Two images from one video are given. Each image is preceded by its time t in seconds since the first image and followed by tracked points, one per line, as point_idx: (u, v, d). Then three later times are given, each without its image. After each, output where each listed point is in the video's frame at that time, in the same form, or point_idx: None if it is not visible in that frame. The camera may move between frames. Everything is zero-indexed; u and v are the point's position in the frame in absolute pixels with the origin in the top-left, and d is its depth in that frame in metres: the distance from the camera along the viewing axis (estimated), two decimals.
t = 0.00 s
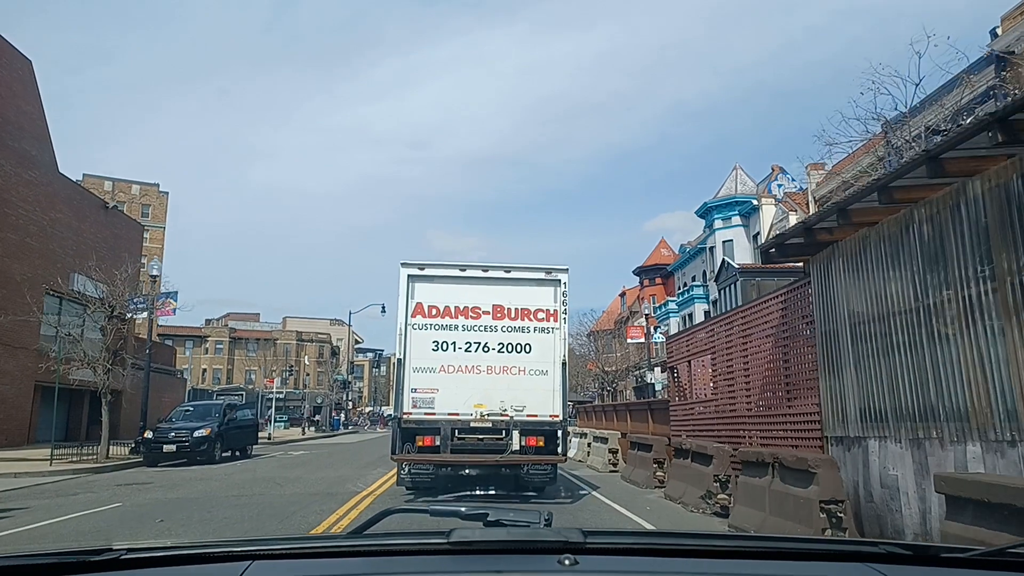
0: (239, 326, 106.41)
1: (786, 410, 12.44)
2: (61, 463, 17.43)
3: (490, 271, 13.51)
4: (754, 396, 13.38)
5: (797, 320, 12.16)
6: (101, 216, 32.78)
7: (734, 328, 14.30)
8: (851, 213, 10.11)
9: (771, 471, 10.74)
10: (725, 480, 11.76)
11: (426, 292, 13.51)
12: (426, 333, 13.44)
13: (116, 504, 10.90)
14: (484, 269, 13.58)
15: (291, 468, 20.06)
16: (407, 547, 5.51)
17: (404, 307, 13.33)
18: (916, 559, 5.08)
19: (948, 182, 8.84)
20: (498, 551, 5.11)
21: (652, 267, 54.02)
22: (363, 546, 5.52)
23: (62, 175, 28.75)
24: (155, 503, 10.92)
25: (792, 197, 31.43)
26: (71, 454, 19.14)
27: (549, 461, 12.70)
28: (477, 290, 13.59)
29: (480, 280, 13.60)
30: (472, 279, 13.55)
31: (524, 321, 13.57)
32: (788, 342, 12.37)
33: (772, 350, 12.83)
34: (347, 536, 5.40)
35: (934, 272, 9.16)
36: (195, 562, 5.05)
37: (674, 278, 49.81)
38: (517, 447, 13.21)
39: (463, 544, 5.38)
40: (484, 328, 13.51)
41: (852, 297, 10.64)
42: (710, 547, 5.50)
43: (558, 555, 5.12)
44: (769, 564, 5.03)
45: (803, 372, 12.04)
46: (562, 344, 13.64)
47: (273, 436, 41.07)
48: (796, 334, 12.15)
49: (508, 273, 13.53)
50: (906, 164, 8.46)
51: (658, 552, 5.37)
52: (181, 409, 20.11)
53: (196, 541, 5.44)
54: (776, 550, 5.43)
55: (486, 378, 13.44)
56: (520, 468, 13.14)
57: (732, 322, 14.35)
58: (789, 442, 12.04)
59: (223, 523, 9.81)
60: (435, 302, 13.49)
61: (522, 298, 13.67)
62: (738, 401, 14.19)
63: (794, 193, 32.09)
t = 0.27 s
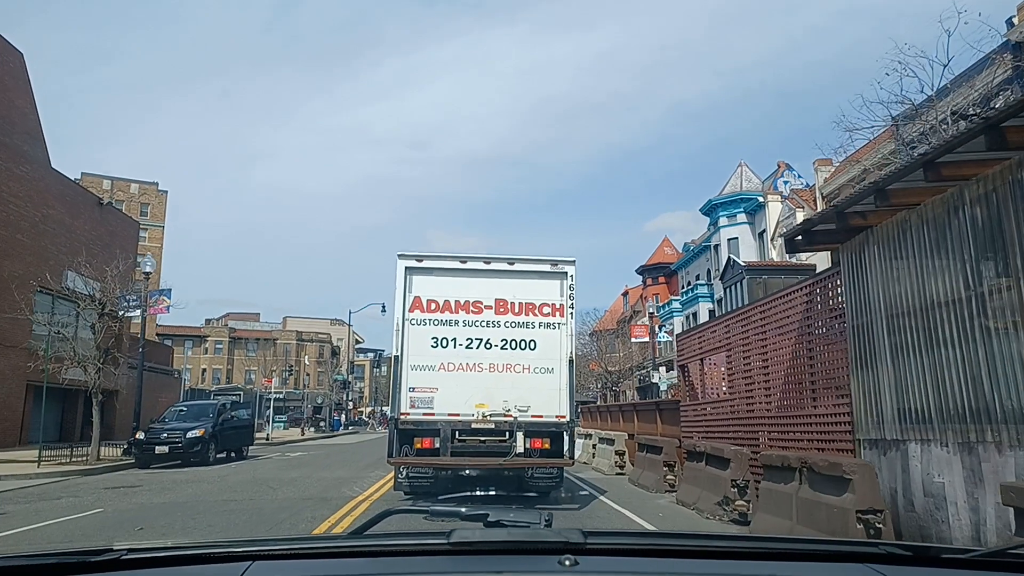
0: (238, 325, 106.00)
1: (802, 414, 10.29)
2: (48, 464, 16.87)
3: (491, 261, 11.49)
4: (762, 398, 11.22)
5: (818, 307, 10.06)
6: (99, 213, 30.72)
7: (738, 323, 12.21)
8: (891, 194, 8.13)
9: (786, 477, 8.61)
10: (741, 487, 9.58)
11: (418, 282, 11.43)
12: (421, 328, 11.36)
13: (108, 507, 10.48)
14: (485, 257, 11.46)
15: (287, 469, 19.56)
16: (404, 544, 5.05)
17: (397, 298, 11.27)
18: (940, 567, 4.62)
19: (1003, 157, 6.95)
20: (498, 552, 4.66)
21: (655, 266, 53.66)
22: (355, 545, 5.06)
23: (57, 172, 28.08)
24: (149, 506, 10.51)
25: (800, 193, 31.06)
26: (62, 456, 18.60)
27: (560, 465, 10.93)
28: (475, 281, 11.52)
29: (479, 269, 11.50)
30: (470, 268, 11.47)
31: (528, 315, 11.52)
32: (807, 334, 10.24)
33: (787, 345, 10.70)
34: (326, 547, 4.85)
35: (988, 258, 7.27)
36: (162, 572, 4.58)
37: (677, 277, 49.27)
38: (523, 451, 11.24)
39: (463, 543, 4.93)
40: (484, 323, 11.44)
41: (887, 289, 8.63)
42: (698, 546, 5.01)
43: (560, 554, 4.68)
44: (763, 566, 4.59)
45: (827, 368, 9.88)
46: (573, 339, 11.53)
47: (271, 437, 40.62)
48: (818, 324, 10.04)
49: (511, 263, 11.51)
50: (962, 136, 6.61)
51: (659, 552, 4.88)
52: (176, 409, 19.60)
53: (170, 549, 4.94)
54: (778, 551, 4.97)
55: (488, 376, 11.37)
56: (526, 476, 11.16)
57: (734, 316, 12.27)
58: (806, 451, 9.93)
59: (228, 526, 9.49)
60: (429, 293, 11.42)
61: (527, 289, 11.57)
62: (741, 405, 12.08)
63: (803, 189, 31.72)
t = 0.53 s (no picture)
0: (238, 326, 105.60)
1: (822, 417, 9.38)
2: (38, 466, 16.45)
3: (493, 252, 11.03)
4: (778, 398, 10.29)
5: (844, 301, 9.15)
6: (93, 211, 29.99)
7: (751, 318, 11.23)
8: (932, 171, 7.31)
9: (814, 483, 8.06)
10: (760, 490, 9.07)
11: (417, 276, 10.97)
12: (419, 323, 10.90)
13: (97, 511, 10.11)
14: (485, 250, 11.01)
15: (284, 470, 19.12)
16: (404, 544, 4.71)
17: (395, 293, 10.82)
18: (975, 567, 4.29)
19: None
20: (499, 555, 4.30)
21: (658, 264, 53.25)
22: (349, 545, 4.71)
23: (50, 167, 27.56)
24: (141, 510, 10.16)
25: (806, 190, 30.57)
26: (52, 458, 18.11)
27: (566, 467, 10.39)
28: (477, 274, 11.05)
29: (481, 262, 11.03)
30: (471, 260, 11.01)
31: (532, 310, 11.05)
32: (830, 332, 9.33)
33: (806, 342, 9.77)
34: (318, 549, 4.49)
35: None
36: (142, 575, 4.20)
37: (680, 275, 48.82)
38: (526, 453, 10.73)
39: (464, 544, 4.57)
40: (485, 319, 10.99)
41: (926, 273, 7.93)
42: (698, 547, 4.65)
43: (563, 556, 4.33)
44: (763, 565, 4.28)
45: (853, 369, 8.97)
46: (577, 336, 11.07)
47: (269, 438, 40.16)
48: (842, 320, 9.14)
49: (515, 255, 11.04)
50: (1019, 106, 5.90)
51: (665, 554, 4.52)
52: (169, 409, 19.13)
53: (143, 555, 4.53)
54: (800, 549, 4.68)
55: (490, 374, 10.90)
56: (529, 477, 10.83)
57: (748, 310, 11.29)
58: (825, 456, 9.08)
59: (226, 529, 9.26)
60: (428, 287, 10.97)
61: (531, 283, 11.10)
62: (751, 407, 11.13)
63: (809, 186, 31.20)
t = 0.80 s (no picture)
0: (238, 323, 105.21)
1: (836, 415, 8.62)
2: (27, 465, 16.10)
3: (495, 242, 10.64)
4: (793, 395, 9.53)
5: (855, 290, 8.40)
6: (87, 205, 29.57)
7: (765, 308, 10.47)
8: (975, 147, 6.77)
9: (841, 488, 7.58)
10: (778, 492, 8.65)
11: (416, 267, 10.58)
12: (418, 317, 10.50)
13: (83, 511, 9.81)
14: (485, 240, 10.63)
15: (281, 469, 18.77)
16: (401, 544, 4.56)
17: (392, 285, 10.45)
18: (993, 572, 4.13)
19: None
20: (501, 557, 4.13)
21: (659, 261, 52.85)
22: (345, 546, 4.56)
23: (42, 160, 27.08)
24: (128, 509, 9.87)
25: (811, 183, 30.21)
26: (43, 456, 17.75)
27: (571, 468, 9.98)
28: (478, 265, 10.67)
29: (482, 252, 10.66)
30: (472, 251, 10.63)
31: (535, 302, 10.66)
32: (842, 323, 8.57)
33: (819, 334, 9.00)
34: (309, 555, 4.27)
35: None
36: None
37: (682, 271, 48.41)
38: (530, 453, 10.32)
39: (466, 543, 4.42)
40: (486, 313, 10.60)
41: (917, 271, 7.57)
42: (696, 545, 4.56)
43: (563, 556, 4.20)
44: (761, 565, 4.18)
45: (866, 363, 8.20)
46: (582, 330, 10.68)
47: (267, 436, 39.79)
48: (854, 310, 8.38)
49: (517, 245, 10.66)
50: None
51: (667, 553, 4.39)
52: (163, 407, 18.74)
53: (130, 560, 4.34)
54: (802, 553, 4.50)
55: (492, 370, 10.51)
56: (533, 478, 10.38)
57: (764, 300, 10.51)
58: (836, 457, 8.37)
59: (214, 527, 8.93)
60: (427, 278, 10.58)
61: (534, 274, 10.70)
62: (767, 404, 10.35)
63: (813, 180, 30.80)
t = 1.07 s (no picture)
0: (238, 321, 104.86)
1: (853, 415, 8.27)
2: (19, 465, 15.79)
3: (497, 234, 10.28)
4: (810, 392, 9.16)
5: (873, 285, 8.00)
6: (83, 202, 29.22)
7: (781, 303, 10.08)
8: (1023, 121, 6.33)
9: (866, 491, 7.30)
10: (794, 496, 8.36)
11: (414, 260, 10.22)
12: (417, 312, 10.17)
13: (65, 515, 9.46)
14: (487, 231, 10.26)
15: (278, 469, 18.44)
16: (400, 544, 4.38)
17: (390, 278, 10.10)
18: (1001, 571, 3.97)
19: None
20: (497, 560, 3.95)
21: (662, 258, 52.45)
22: (345, 549, 4.39)
23: (37, 155, 26.71)
24: (112, 513, 9.53)
25: (817, 180, 29.87)
26: (36, 456, 17.45)
27: (577, 470, 9.61)
28: (480, 258, 10.30)
29: (484, 244, 10.29)
30: (473, 242, 10.26)
31: (539, 297, 10.30)
32: (862, 319, 8.19)
33: (838, 330, 8.63)
34: (296, 557, 4.06)
35: None
36: None
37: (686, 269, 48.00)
38: (534, 454, 9.96)
39: (466, 543, 4.25)
40: (488, 307, 10.24)
41: (948, 252, 7.09)
42: (696, 543, 4.38)
43: (562, 554, 4.04)
44: (764, 566, 4.00)
45: (883, 362, 7.83)
46: (588, 326, 10.32)
47: (266, 435, 39.43)
48: (873, 306, 7.99)
49: (520, 237, 10.30)
50: None
51: (667, 552, 4.22)
52: (158, 406, 18.41)
53: (117, 563, 4.16)
54: (811, 556, 4.32)
55: (494, 368, 10.16)
56: (537, 481, 10.00)
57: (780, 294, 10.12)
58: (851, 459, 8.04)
59: (199, 530, 8.57)
60: (426, 272, 10.23)
61: (538, 268, 10.35)
62: (781, 402, 9.99)
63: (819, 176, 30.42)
